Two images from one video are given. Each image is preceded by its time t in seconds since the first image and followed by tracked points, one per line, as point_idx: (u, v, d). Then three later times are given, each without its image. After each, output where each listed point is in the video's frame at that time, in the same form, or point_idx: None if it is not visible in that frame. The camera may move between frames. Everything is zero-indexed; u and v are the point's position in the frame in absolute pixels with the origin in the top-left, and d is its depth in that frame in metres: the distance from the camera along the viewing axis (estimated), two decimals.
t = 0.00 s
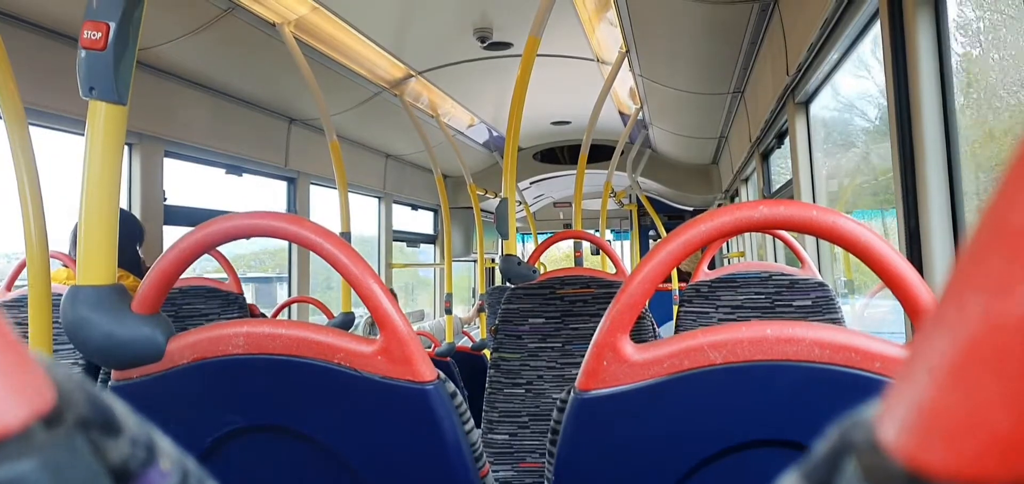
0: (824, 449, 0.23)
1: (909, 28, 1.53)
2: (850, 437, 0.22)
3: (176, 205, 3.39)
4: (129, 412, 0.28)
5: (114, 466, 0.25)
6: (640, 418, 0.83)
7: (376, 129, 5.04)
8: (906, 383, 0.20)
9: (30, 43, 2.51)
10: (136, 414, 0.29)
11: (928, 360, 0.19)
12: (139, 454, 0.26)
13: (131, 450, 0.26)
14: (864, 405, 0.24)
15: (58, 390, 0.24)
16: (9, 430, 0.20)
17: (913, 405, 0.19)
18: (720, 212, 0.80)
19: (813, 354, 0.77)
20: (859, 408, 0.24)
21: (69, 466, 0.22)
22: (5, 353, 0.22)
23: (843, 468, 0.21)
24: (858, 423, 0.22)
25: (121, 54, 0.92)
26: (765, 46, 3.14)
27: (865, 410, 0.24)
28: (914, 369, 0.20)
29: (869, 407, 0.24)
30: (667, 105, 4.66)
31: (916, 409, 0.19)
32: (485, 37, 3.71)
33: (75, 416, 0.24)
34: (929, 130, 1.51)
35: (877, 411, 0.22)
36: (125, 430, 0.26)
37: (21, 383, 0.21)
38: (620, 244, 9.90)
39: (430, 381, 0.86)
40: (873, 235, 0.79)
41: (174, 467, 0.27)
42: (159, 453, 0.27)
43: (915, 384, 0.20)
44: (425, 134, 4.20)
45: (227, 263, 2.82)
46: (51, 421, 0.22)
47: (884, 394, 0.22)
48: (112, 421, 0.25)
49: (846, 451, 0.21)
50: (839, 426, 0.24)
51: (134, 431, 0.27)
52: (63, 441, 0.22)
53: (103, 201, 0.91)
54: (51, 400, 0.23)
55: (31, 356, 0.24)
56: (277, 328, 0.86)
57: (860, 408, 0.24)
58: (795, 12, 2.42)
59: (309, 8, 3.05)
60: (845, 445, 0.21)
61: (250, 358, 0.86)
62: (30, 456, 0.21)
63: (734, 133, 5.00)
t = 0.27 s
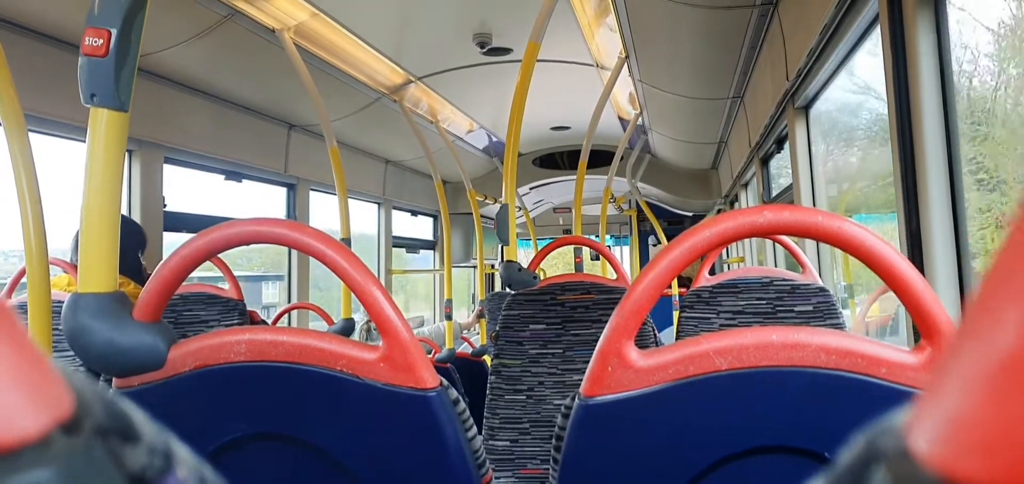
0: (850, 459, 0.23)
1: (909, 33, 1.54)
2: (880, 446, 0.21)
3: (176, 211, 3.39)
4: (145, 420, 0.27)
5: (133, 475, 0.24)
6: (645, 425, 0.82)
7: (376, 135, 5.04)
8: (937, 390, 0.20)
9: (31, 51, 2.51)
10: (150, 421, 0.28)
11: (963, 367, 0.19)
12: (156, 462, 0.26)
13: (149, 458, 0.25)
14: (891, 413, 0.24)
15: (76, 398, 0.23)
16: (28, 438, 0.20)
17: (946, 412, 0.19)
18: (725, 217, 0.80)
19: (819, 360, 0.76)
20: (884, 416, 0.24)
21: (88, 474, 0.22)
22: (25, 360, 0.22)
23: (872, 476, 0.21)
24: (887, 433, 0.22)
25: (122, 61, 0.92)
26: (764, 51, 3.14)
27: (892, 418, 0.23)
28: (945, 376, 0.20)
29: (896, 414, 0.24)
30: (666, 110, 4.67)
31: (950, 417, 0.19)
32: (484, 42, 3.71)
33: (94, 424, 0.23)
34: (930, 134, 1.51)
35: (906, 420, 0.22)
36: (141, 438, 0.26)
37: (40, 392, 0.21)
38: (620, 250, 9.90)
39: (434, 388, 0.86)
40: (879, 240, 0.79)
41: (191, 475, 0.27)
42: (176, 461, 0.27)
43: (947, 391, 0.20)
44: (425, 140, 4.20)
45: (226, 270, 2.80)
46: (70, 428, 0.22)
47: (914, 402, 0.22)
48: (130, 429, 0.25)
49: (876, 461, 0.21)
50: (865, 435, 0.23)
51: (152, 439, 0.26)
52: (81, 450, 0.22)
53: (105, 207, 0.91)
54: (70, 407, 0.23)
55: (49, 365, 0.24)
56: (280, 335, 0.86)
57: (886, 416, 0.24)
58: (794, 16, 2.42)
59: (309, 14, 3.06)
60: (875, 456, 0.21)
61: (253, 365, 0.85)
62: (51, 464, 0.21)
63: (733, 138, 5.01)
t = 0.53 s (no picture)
0: (825, 462, 0.23)
1: (905, 39, 1.54)
2: (856, 449, 0.21)
3: (174, 216, 3.38)
4: (123, 425, 0.27)
5: (107, 479, 0.24)
6: (639, 430, 0.82)
7: (375, 140, 5.05)
8: (912, 392, 0.20)
9: (29, 55, 2.52)
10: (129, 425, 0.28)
11: (937, 371, 0.19)
12: (132, 467, 0.25)
13: (125, 463, 0.25)
14: (868, 416, 0.24)
15: (51, 401, 0.23)
16: None
17: (918, 415, 0.19)
18: (719, 223, 0.80)
19: (812, 365, 0.76)
20: (862, 419, 0.24)
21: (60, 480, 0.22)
22: None
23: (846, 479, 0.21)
24: (861, 435, 0.22)
25: (118, 66, 0.92)
26: (762, 57, 3.15)
27: (867, 422, 0.23)
28: (919, 378, 0.20)
29: (873, 417, 0.24)
30: (664, 116, 4.68)
31: (923, 420, 0.19)
32: (483, 48, 3.72)
33: (68, 428, 0.23)
34: (926, 140, 1.51)
35: (881, 423, 0.22)
36: (118, 443, 0.25)
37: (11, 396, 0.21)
38: (618, 255, 9.90)
39: (428, 393, 0.86)
40: (872, 246, 0.79)
41: (168, 479, 0.27)
42: (153, 466, 0.27)
43: (920, 394, 0.20)
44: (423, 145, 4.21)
45: (223, 275, 2.79)
46: (43, 433, 0.22)
47: (889, 405, 0.22)
48: (106, 434, 0.25)
49: (848, 464, 0.21)
50: (842, 439, 0.23)
51: (128, 444, 0.26)
52: (52, 454, 0.22)
53: (99, 211, 0.91)
54: (43, 411, 0.22)
55: (24, 368, 0.23)
56: (274, 340, 0.86)
57: (864, 419, 0.24)
58: (792, 23, 2.43)
59: (307, 20, 3.08)
60: (847, 458, 0.21)
61: (247, 370, 0.85)
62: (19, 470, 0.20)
63: (731, 144, 5.02)
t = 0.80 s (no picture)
0: (830, 465, 0.23)
1: (903, 44, 1.55)
2: (858, 453, 0.22)
3: (173, 220, 3.38)
4: (125, 428, 0.27)
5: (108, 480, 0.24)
6: (639, 435, 0.82)
7: (374, 144, 5.05)
8: (915, 396, 0.20)
9: (28, 60, 2.52)
10: (129, 428, 0.28)
11: (937, 375, 0.20)
12: (133, 470, 0.26)
13: (126, 466, 0.25)
14: (870, 420, 0.24)
15: (53, 404, 0.23)
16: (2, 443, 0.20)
17: (921, 420, 0.19)
18: (718, 227, 0.80)
19: (812, 370, 0.76)
20: (864, 422, 0.25)
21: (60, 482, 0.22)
22: None
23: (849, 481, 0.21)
24: (864, 440, 0.22)
25: (117, 70, 0.92)
26: (760, 62, 3.16)
27: (870, 425, 0.24)
28: (919, 383, 0.20)
29: (874, 421, 0.24)
30: (663, 120, 4.70)
31: (924, 423, 0.19)
32: (481, 53, 3.73)
33: (70, 432, 0.23)
34: (925, 144, 1.51)
35: (883, 427, 0.22)
36: (119, 446, 0.25)
37: (13, 398, 0.21)
38: (617, 260, 9.90)
39: (427, 397, 0.86)
40: (871, 250, 0.79)
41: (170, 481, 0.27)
42: (154, 468, 0.27)
43: (921, 397, 0.20)
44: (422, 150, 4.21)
45: (222, 280, 2.78)
46: (43, 436, 0.22)
47: (890, 409, 0.22)
48: (107, 436, 0.25)
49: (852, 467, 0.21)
50: (844, 443, 0.23)
51: (129, 446, 0.26)
52: (53, 458, 0.22)
53: (99, 215, 0.90)
54: (45, 413, 0.22)
55: (26, 372, 0.23)
56: (273, 344, 0.86)
57: (865, 423, 0.24)
58: (790, 28, 2.44)
59: (306, 24, 3.09)
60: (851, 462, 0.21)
61: (245, 374, 0.85)
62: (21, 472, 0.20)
63: (729, 149, 5.03)
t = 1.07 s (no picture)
0: (833, 469, 0.23)
1: (901, 48, 1.55)
2: (861, 456, 0.22)
3: (171, 224, 3.38)
4: (125, 432, 0.27)
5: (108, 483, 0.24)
6: (638, 439, 0.82)
7: (372, 148, 5.05)
8: (919, 399, 0.20)
9: (26, 63, 2.52)
10: (128, 430, 0.28)
11: (941, 379, 0.20)
12: (134, 472, 0.25)
13: (126, 468, 0.25)
14: (871, 424, 0.24)
15: (53, 406, 0.23)
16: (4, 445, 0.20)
17: (925, 424, 0.19)
18: (717, 230, 0.80)
19: (811, 374, 0.76)
20: (865, 426, 0.25)
21: None
22: None
23: None
24: (867, 443, 0.22)
25: (116, 72, 0.92)
26: (758, 66, 3.17)
27: (872, 428, 0.24)
28: (923, 387, 0.20)
29: (877, 425, 0.24)
30: (661, 124, 4.71)
31: (929, 427, 0.19)
32: (480, 57, 3.74)
33: (70, 434, 0.23)
34: (923, 148, 1.52)
35: (886, 430, 0.22)
36: (119, 448, 0.25)
37: (14, 400, 0.21)
38: (615, 264, 9.90)
39: (426, 401, 0.85)
40: (869, 254, 0.79)
41: None
42: (154, 471, 0.26)
43: (925, 401, 0.20)
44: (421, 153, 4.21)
45: (220, 284, 2.77)
46: (44, 438, 0.22)
47: (893, 412, 0.22)
48: (107, 438, 0.25)
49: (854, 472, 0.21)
50: (847, 447, 0.23)
51: (130, 448, 0.26)
52: (53, 462, 0.22)
53: (98, 219, 0.90)
54: (45, 415, 0.22)
55: (27, 375, 0.23)
56: (271, 348, 0.85)
57: (867, 427, 0.24)
58: (788, 32, 2.45)
59: (305, 28, 3.10)
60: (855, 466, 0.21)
61: (244, 378, 0.84)
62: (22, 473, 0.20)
63: (728, 153, 5.04)
